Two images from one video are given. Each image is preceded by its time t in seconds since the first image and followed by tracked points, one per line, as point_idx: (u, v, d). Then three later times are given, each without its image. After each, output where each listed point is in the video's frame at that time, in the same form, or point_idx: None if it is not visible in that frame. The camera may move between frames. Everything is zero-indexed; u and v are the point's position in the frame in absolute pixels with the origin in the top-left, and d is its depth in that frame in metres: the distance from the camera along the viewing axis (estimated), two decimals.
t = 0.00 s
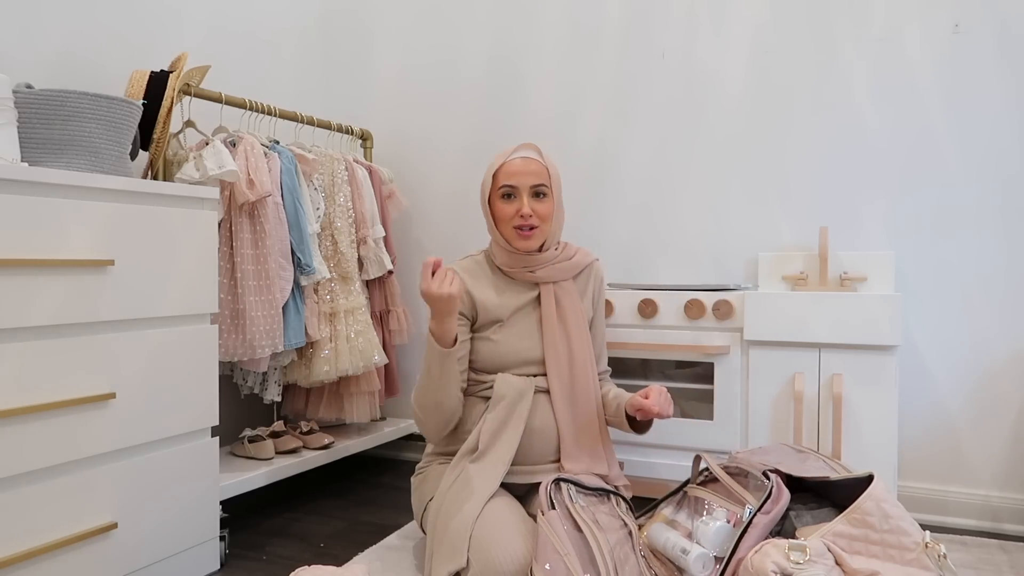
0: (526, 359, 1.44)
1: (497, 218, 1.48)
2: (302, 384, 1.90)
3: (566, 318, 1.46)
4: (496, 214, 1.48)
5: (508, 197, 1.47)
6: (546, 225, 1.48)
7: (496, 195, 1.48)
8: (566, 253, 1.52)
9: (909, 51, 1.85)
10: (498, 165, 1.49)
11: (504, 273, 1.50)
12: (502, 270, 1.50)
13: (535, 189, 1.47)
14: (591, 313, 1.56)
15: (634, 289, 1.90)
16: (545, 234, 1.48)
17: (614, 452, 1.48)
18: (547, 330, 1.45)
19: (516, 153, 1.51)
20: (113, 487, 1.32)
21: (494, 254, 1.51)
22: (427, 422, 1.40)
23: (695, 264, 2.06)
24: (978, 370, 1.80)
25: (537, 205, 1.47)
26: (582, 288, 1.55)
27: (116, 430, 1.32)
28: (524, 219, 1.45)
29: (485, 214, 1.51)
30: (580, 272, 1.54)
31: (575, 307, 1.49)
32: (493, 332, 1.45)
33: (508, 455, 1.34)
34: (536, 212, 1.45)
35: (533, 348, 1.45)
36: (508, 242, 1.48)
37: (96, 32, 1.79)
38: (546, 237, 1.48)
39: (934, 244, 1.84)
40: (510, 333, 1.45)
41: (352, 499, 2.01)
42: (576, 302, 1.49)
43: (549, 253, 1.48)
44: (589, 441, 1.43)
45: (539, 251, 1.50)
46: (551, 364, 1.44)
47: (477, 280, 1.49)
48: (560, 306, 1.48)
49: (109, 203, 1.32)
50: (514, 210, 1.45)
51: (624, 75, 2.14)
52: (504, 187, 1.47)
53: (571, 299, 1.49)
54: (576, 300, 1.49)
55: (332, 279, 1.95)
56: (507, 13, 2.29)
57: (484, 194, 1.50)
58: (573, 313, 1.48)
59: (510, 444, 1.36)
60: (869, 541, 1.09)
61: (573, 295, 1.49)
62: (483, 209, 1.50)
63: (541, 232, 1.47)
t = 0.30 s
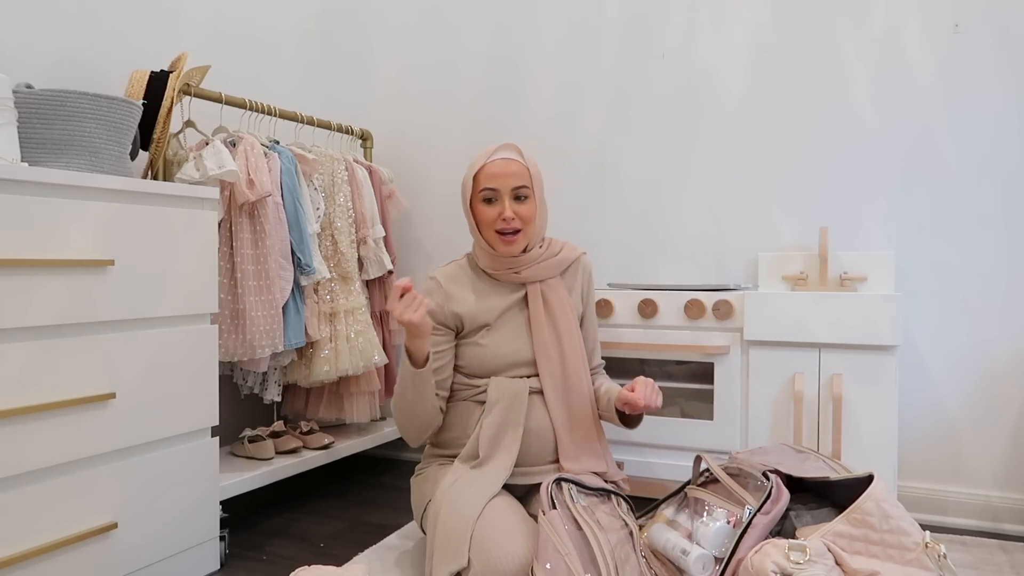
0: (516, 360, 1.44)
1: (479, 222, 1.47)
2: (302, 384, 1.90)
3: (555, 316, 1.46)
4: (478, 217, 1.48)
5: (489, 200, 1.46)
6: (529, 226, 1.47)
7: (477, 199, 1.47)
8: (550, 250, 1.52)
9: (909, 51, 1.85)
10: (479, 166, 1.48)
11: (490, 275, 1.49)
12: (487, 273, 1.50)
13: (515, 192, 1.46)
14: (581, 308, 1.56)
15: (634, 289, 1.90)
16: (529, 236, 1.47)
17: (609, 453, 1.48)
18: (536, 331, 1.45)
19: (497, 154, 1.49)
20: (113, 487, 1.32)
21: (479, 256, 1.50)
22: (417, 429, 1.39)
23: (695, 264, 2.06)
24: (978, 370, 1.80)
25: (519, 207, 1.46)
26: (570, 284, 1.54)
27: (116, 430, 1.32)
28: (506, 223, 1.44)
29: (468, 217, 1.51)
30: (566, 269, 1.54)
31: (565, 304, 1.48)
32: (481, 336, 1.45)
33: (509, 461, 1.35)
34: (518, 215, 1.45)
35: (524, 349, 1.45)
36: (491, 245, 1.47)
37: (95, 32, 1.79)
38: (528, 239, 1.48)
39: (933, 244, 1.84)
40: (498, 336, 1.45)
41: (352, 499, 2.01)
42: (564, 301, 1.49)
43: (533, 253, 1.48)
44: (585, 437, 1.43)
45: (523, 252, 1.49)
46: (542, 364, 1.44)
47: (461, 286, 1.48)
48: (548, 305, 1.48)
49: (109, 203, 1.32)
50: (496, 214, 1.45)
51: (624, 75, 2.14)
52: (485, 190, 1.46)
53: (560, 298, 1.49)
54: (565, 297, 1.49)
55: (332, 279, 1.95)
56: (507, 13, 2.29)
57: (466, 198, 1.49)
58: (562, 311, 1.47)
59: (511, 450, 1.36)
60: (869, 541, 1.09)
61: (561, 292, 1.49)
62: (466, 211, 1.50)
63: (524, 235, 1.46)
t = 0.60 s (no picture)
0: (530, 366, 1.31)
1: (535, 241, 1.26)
2: (302, 384, 1.90)
3: (577, 331, 1.31)
4: (535, 237, 1.27)
5: (554, 221, 1.25)
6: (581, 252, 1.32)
7: (535, 216, 1.25)
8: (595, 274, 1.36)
9: (909, 51, 1.85)
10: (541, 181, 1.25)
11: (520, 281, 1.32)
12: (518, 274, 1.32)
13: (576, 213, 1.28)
14: (610, 318, 1.42)
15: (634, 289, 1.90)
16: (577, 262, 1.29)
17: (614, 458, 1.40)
18: (558, 340, 1.30)
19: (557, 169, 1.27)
20: (113, 488, 1.32)
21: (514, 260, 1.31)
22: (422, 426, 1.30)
23: (695, 264, 2.06)
24: (979, 370, 1.80)
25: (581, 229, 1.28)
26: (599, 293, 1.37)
27: (117, 430, 1.32)
28: (572, 245, 1.26)
29: (511, 231, 1.29)
30: (599, 278, 1.37)
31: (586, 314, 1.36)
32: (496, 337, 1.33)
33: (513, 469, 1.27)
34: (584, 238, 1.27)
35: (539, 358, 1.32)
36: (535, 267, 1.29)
37: (95, 32, 1.79)
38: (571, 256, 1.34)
39: (933, 244, 1.84)
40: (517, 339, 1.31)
41: (352, 499, 2.00)
42: (590, 308, 1.35)
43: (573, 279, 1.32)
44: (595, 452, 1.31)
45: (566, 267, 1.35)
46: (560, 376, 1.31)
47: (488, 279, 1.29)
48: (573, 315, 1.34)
49: (109, 203, 1.32)
50: (563, 237, 1.25)
51: (624, 75, 2.14)
52: (551, 210, 1.25)
53: (586, 308, 1.32)
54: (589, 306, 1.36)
55: (332, 279, 1.95)
56: (507, 13, 2.29)
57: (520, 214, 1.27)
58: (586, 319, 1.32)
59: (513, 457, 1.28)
60: (875, 540, 1.06)
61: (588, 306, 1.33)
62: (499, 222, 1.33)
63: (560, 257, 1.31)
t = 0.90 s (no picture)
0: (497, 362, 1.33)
1: (462, 217, 1.41)
2: (302, 384, 1.90)
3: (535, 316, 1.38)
4: (462, 212, 1.41)
5: (474, 194, 1.40)
6: (512, 222, 1.43)
7: (461, 196, 1.42)
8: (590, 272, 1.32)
9: (909, 51, 1.85)
10: (462, 164, 1.44)
11: (472, 280, 1.43)
12: (466, 277, 1.44)
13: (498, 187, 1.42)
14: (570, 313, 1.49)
15: (634, 289, 1.90)
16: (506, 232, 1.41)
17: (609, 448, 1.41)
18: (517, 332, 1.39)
19: (479, 153, 1.46)
20: (113, 487, 1.32)
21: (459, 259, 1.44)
22: (415, 437, 1.35)
23: (696, 264, 2.06)
24: (979, 370, 1.80)
25: (503, 201, 1.41)
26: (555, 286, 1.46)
27: (117, 430, 1.32)
28: (492, 216, 1.39)
29: (449, 219, 1.44)
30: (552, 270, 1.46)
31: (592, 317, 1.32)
32: (460, 339, 1.42)
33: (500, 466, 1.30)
34: (503, 209, 1.40)
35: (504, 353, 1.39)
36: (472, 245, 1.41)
37: (95, 32, 1.79)
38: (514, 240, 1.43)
39: (933, 244, 1.84)
40: (477, 338, 1.41)
41: (352, 499, 2.00)
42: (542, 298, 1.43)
43: (560, 279, 1.29)
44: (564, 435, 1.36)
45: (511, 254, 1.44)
46: (524, 367, 1.38)
47: (438, 288, 1.43)
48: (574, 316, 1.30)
49: (109, 203, 1.32)
50: (481, 206, 1.39)
51: (624, 75, 2.14)
52: (467, 183, 1.41)
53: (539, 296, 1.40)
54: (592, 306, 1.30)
55: (332, 279, 1.95)
56: (507, 13, 2.29)
57: (449, 195, 1.43)
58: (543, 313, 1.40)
59: (499, 454, 1.31)
60: (874, 541, 1.06)
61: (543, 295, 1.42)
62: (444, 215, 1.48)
63: (540, 258, 1.30)
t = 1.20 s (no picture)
0: (496, 362, 1.33)
1: (461, 218, 1.41)
2: (302, 384, 1.90)
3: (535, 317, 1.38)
4: (461, 214, 1.41)
5: (475, 196, 1.40)
6: (513, 224, 1.43)
7: (461, 196, 1.41)
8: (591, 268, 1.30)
9: (909, 51, 1.85)
10: (462, 165, 1.43)
11: (471, 281, 1.43)
12: (466, 277, 1.44)
13: (499, 189, 1.41)
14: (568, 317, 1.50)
15: (634, 288, 1.89)
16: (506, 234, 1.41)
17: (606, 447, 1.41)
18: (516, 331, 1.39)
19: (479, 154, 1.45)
20: (113, 487, 1.32)
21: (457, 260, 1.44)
22: (415, 437, 1.34)
23: (695, 264, 2.06)
24: (979, 371, 1.80)
25: (503, 203, 1.41)
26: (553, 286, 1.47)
27: (117, 429, 1.32)
28: (492, 217, 1.39)
29: (448, 221, 1.44)
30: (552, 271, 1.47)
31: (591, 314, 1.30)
32: (459, 339, 1.42)
33: (502, 466, 1.30)
34: (504, 211, 1.40)
35: (503, 352, 1.40)
36: (472, 246, 1.41)
37: (95, 32, 1.79)
38: (513, 239, 1.43)
39: (932, 244, 1.84)
40: (476, 338, 1.41)
41: (352, 499, 2.00)
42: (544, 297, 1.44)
43: (556, 273, 1.28)
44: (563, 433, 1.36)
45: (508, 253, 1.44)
46: (524, 367, 1.38)
47: (437, 289, 1.43)
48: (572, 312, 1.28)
49: (109, 202, 1.32)
50: (481, 208, 1.39)
51: (624, 75, 2.14)
52: (468, 184, 1.40)
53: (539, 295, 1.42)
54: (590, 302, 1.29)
55: (332, 279, 1.95)
56: (507, 13, 2.29)
57: (449, 194, 1.42)
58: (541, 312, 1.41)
59: (500, 453, 1.31)
60: (874, 542, 1.06)
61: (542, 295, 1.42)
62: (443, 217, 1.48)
63: (538, 255, 1.29)
